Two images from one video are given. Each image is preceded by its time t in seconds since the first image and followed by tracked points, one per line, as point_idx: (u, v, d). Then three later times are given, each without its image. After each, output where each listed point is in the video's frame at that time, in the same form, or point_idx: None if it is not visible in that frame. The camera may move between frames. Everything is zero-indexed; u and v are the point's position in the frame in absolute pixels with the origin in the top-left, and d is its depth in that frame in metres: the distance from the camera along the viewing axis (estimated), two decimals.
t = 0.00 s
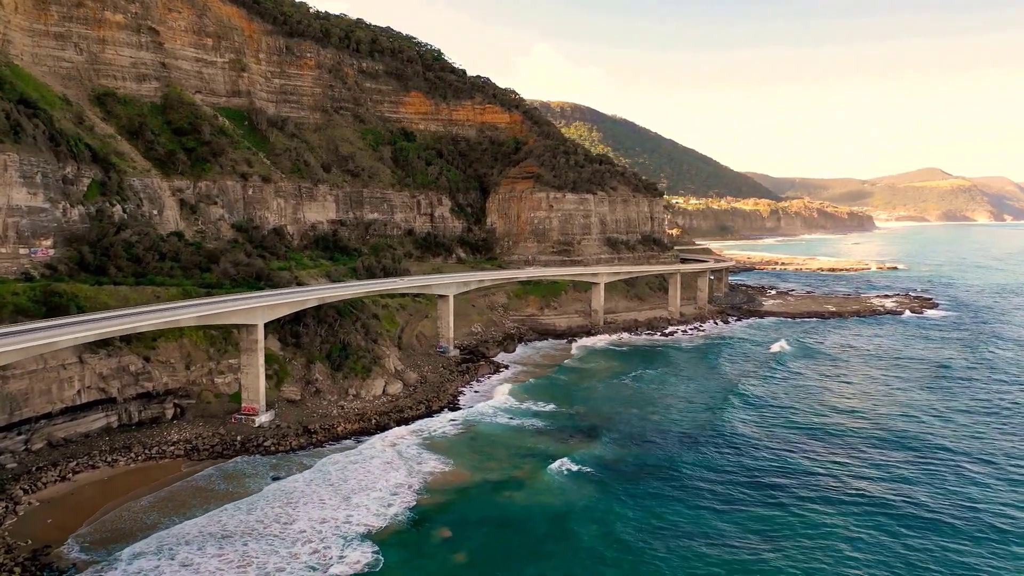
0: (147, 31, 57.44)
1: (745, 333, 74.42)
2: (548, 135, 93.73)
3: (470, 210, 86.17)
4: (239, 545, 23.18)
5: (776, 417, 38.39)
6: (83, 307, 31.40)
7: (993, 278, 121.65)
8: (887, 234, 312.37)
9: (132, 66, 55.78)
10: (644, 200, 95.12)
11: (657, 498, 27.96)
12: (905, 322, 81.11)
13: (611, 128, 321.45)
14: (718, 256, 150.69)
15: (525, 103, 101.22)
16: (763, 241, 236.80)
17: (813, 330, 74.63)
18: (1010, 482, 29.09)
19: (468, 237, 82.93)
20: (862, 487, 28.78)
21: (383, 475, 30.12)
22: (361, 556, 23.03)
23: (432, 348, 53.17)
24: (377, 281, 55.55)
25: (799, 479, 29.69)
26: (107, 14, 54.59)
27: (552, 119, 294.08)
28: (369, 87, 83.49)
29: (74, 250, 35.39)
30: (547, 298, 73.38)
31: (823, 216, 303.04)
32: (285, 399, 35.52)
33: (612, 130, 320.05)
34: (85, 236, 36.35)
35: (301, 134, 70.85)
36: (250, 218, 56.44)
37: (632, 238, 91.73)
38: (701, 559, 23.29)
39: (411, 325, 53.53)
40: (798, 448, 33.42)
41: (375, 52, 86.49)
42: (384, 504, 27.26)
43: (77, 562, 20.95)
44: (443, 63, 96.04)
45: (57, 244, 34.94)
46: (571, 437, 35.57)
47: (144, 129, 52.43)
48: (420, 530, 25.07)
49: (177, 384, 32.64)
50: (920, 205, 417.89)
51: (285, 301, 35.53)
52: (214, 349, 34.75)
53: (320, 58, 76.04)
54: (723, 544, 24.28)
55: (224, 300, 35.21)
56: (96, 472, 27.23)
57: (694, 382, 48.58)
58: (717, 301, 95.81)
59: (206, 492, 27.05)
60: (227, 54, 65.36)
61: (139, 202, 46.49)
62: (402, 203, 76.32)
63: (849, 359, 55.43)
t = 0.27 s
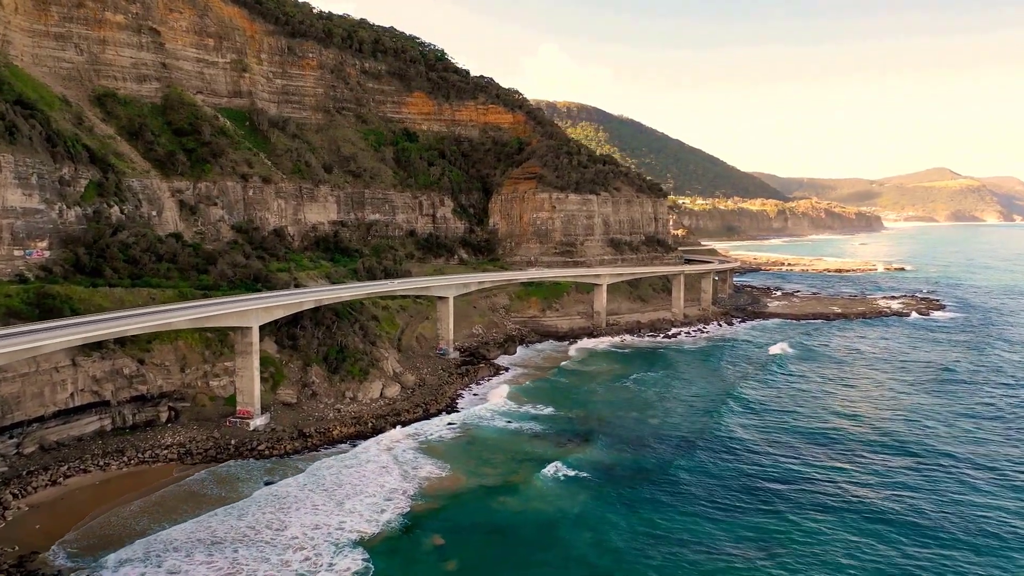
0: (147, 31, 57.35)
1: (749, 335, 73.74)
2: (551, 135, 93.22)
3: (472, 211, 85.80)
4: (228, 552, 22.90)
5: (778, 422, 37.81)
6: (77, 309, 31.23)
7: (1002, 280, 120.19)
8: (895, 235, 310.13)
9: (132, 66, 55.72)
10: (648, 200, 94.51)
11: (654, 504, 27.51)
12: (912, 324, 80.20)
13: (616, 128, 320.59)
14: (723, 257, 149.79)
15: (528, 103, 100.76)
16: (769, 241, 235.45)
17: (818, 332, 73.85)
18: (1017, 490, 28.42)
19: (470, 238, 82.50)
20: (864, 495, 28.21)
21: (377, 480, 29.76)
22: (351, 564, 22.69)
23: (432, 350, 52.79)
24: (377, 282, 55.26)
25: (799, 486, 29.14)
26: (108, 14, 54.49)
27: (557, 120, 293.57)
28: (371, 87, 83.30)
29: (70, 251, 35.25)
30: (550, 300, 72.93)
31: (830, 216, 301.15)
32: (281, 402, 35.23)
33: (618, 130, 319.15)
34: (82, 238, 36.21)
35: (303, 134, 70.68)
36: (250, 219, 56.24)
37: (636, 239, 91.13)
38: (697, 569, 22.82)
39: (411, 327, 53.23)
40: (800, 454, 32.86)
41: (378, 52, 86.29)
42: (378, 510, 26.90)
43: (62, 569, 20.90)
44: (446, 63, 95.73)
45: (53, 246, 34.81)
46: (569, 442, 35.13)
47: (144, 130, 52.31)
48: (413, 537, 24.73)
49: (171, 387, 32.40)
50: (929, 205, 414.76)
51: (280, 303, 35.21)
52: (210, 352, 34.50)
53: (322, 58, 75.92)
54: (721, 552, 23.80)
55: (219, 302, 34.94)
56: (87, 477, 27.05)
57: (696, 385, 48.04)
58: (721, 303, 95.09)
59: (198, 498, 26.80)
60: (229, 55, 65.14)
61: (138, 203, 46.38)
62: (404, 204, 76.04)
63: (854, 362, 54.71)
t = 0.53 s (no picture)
0: (147, 32, 57.22)
1: (753, 338, 73.06)
2: (554, 135, 92.72)
3: (474, 212, 85.43)
4: (217, 559, 22.63)
5: (778, 427, 37.30)
6: (70, 312, 31.06)
7: (1011, 281, 118.84)
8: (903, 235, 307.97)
9: (132, 67, 55.63)
10: (651, 201, 93.88)
11: (649, 512, 27.07)
12: (918, 326, 79.29)
13: (621, 128, 319.66)
14: (729, 257, 148.90)
15: (531, 103, 100.28)
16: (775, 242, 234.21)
17: (822, 334, 73.12)
18: (1022, 499, 27.82)
19: (472, 239, 82.17)
20: (864, 502, 27.70)
21: (371, 485, 29.42)
22: (340, 572, 22.36)
23: (431, 352, 52.47)
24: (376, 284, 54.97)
25: (799, 493, 28.67)
26: (107, 14, 54.39)
27: (562, 120, 292.99)
28: (373, 88, 83.07)
29: (64, 253, 35.10)
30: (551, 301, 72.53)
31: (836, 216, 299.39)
32: (276, 406, 34.95)
33: (623, 130, 318.30)
34: (77, 240, 36.07)
35: (304, 135, 70.49)
36: (250, 220, 56.05)
37: (639, 240, 90.56)
38: None
39: (410, 330, 52.92)
40: (800, 460, 32.34)
41: (380, 52, 86.01)
42: (370, 517, 26.56)
43: None
44: (448, 63, 95.38)
45: (48, 248, 34.67)
46: (567, 447, 34.72)
47: (143, 131, 52.19)
48: (405, 544, 24.41)
49: (165, 390, 32.17)
50: (936, 205, 411.84)
51: (275, 306, 34.92)
52: (204, 354, 34.25)
53: (323, 58, 75.74)
54: (716, 561, 23.37)
55: (214, 305, 34.69)
56: (78, 482, 26.83)
57: (697, 388, 47.53)
58: (725, 304, 94.40)
59: (189, 503, 26.54)
60: (229, 55, 65.01)
61: (136, 204, 46.26)
62: (405, 205, 75.74)
63: (859, 365, 54.01)
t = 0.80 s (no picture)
0: (147, 32, 57.09)
1: (756, 340, 72.45)
2: (557, 136, 92.26)
3: (476, 213, 85.07)
4: (204, 568, 22.36)
5: (779, 432, 36.77)
6: (63, 315, 30.88)
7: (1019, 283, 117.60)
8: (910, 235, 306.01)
9: (132, 68, 55.53)
10: (654, 202, 93.33)
11: (645, 519, 26.63)
12: (924, 328, 78.40)
13: (627, 128, 318.72)
14: (734, 258, 148.00)
15: (534, 103, 99.81)
16: (780, 242, 233.01)
17: (826, 337, 72.40)
18: None
19: (473, 240, 81.82)
20: (865, 510, 27.17)
21: (364, 491, 29.07)
22: None
23: (430, 354, 52.14)
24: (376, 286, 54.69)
25: (799, 500, 28.17)
26: (107, 15, 54.29)
27: (567, 120, 292.45)
28: (375, 88, 82.84)
29: (59, 255, 34.95)
30: (552, 303, 72.13)
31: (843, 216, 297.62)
32: (271, 409, 34.67)
33: (628, 130, 317.36)
34: (72, 241, 35.91)
35: (305, 136, 70.30)
36: (249, 221, 55.87)
37: (641, 241, 90.02)
38: None
39: (409, 332, 52.63)
40: (800, 466, 31.81)
41: (382, 53, 85.78)
42: (361, 523, 26.20)
43: None
44: (451, 64, 95.05)
45: (42, 250, 34.52)
46: (564, 451, 34.29)
47: (141, 132, 52.06)
48: (396, 551, 24.08)
49: (158, 393, 31.93)
50: (944, 205, 409.02)
51: (270, 308, 34.63)
52: (199, 357, 34.02)
53: (324, 59, 75.53)
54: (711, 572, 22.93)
55: (208, 307, 34.42)
56: (68, 487, 26.62)
57: (697, 392, 47.02)
58: (728, 306, 93.72)
59: (179, 509, 26.27)
60: (230, 56, 64.86)
61: (134, 206, 46.14)
62: (407, 206, 75.44)
63: (863, 369, 53.34)
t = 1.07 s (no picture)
0: (147, 33, 56.97)
1: (759, 342, 71.80)
2: (559, 136, 91.79)
3: (478, 214, 84.69)
4: None
5: (779, 437, 36.26)
6: (56, 318, 30.69)
7: None
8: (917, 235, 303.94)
9: (131, 68, 55.43)
10: (657, 203, 92.74)
11: (640, 528, 26.22)
12: (930, 330, 77.57)
13: (632, 128, 317.75)
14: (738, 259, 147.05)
15: (537, 103, 99.36)
16: (786, 243, 231.66)
17: (830, 339, 71.71)
18: None
19: (475, 241, 81.46)
20: (866, 519, 26.67)
21: (358, 497, 28.76)
22: None
23: (429, 357, 51.79)
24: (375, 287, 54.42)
25: (799, 508, 27.69)
26: (107, 16, 54.19)
27: (571, 120, 291.90)
28: (376, 89, 82.61)
29: (54, 258, 34.79)
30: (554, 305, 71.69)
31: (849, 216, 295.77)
32: (266, 413, 34.41)
33: (633, 129, 316.39)
34: (67, 243, 35.74)
35: (305, 136, 70.10)
36: (249, 222, 55.69)
37: (644, 242, 89.45)
38: None
39: (408, 334, 52.32)
40: (801, 473, 31.29)
41: (384, 53, 85.53)
42: (353, 530, 25.88)
43: None
44: (453, 64, 94.71)
45: (37, 253, 34.36)
46: (561, 456, 33.88)
47: (140, 133, 51.94)
48: (386, 559, 23.75)
49: (152, 397, 31.71)
50: (952, 206, 406.14)
51: (264, 311, 34.37)
52: (193, 360, 33.79)
53: (326, 59, 75.32)
54: None
55: (202, 310, 34.18)
56: (59, 492, 26.39)
57: (698, 395, 46.50)
58: (732, 307, 93.03)
59: (170, 515, 26.01)
60: (231, 56, 64.70)
61: (131, 207, 46.00)
62: (408, 207, 75.14)
63: (867, 372, 52.68)
